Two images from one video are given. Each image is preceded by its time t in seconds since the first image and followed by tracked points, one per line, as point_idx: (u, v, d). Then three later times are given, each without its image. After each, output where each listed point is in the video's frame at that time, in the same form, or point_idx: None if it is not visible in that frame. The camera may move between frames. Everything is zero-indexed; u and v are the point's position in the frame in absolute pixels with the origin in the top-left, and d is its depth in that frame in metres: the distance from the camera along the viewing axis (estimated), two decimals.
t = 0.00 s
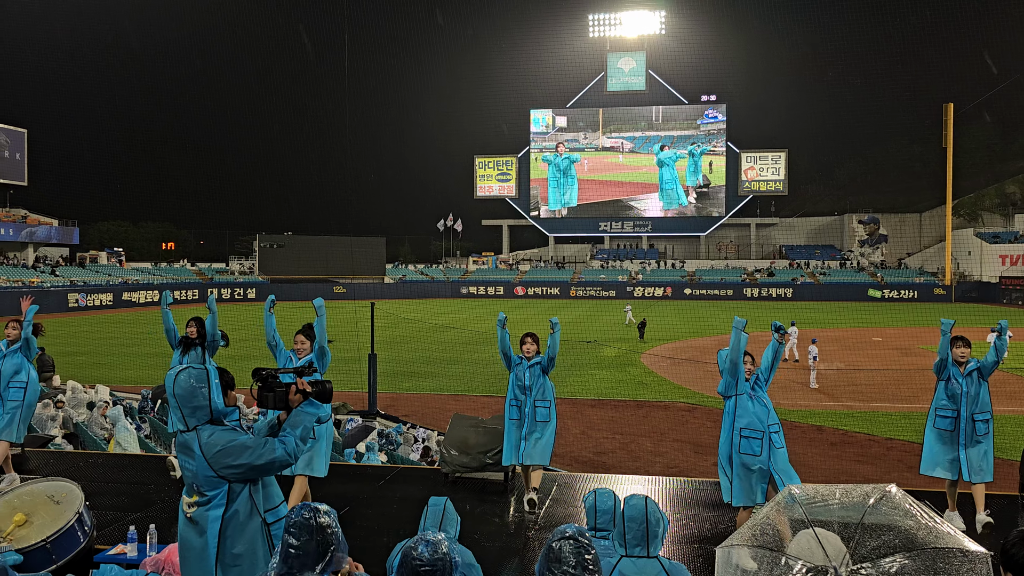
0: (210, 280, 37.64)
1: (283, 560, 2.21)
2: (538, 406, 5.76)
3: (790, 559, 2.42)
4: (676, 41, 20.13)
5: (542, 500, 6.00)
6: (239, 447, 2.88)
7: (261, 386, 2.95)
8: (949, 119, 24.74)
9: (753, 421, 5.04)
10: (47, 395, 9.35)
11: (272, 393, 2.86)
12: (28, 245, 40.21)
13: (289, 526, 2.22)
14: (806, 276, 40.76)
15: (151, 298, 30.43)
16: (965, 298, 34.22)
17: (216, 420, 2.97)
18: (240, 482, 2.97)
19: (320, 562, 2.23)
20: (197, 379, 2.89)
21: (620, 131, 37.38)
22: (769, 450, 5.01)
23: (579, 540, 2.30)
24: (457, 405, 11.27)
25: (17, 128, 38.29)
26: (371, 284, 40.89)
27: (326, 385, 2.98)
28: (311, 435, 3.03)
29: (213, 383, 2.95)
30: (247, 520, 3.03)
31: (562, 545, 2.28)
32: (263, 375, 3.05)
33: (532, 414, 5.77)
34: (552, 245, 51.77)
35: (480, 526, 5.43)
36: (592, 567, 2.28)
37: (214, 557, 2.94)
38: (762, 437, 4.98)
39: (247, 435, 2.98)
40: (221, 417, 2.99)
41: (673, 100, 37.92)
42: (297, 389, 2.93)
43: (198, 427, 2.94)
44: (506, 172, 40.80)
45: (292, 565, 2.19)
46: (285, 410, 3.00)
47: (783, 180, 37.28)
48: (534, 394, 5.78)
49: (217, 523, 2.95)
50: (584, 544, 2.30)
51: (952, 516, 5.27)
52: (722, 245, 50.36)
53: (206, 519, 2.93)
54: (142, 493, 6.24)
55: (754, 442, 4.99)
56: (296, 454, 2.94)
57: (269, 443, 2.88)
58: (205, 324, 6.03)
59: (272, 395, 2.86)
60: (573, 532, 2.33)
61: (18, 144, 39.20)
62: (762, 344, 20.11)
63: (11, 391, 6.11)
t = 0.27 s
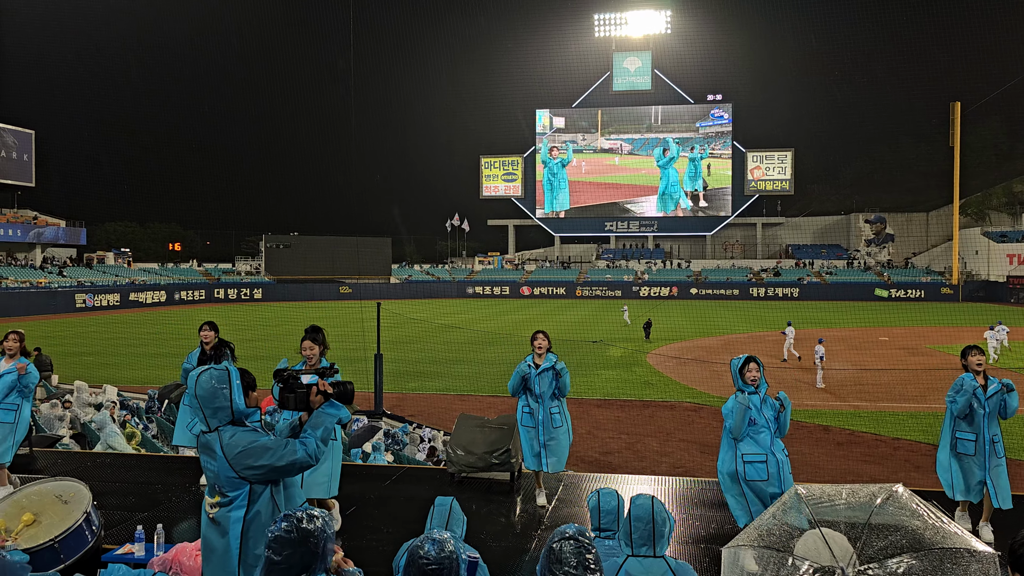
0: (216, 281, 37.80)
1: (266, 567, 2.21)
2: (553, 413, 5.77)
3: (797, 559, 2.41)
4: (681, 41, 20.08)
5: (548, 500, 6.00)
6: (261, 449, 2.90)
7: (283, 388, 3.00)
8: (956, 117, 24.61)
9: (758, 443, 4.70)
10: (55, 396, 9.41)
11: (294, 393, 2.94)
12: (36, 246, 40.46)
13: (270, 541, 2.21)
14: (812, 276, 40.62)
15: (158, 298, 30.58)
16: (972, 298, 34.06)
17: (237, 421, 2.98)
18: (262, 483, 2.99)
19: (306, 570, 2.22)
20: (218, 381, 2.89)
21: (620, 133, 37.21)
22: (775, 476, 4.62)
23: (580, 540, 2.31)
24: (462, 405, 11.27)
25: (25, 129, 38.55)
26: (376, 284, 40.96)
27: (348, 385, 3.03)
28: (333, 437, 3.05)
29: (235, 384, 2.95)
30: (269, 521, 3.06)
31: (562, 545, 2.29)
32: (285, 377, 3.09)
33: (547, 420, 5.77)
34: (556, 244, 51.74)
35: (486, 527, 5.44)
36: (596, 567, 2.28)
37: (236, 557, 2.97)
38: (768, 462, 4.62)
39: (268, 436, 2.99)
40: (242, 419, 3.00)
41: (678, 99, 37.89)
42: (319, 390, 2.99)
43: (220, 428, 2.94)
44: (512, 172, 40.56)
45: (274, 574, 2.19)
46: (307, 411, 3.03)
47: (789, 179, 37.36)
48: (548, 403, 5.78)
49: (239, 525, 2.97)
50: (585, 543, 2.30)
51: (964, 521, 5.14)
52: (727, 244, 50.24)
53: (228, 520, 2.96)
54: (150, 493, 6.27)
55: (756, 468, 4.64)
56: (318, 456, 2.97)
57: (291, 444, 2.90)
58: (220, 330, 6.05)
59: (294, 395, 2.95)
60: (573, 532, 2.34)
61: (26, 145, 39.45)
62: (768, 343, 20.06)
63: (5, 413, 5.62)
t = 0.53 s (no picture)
0: (218, 280, 37.85)
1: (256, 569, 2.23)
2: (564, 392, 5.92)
3: (800, 558, 2.41)
4: (682, 41, 20.08)
5: (550, 500, 6.01)
6: (275, 450, 2.90)
7: (297, 388, 3.00)
8: (958, 116, 24.56)
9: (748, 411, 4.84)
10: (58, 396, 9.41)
11: (308, 394, 2.93)
12: (38, 246, 40.52)
13: (257, 544, 2.23)
14: (814, 275, 40.58)
15: (160, 298, 30.62)
16: (974, 297, 34.02)
17: (251, 421, 2.99)
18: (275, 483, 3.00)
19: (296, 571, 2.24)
20: (233, 380, 2.90)
21: (610, 133, 37.70)
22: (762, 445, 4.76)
23: (583, 540, 2.31)
24: (464, 404, 11.27)
25: (27, 130, 38.59)
26: (377, 283, 40.98)
27: (363, 387, 3.00)
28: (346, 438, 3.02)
29: (250, 384, 2.97)
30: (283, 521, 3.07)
31: (569, 544, 2.29)
32: (300, 376, 3.09)
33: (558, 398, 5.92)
34: (558, 244, 51.73)
35: (488, 527, 5.44)
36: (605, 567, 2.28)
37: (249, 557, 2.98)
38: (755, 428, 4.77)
39: (282, 437, 3.00)
40: (256, 418, 3.02)
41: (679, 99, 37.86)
42: (332, 391, 2.97)
43: (234, 427, 2.97)
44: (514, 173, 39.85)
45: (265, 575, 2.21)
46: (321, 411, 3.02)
47: (789, 178, 36.84)
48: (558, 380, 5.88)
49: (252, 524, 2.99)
50: (592, 543, 2.30)
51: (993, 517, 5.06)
52: (729, 244, 50.18)
53: (241, 519, 2.98)
54: (152, 493, 6.27)
55: (747, 434, 4.80)
56: (331, 456, 2.95)
57: (304, 445, 2.89)
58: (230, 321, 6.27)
59: (307, 396, 2.94)
60: (581, 531, 2.34)
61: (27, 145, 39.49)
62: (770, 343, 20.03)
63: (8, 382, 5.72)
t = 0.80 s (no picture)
0: (216, 280, 37.80)
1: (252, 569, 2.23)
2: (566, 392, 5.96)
3: (797, 558, 2.41)
4: (681, 40, 20.08)
5: (549, 500, 6.02)
6: (278, 450, 2.90)
7: (302, 388, 2.99)
8: (955, 116, 24.60)
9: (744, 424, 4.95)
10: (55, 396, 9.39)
11: (313, 394, 2.91)
12: (35, 245, 40.43)
13: (252, 544, 2.23)
14: (812, 275, 40.60)
15: (158, 298, 30.58)
16: (972, 297, 34.10)
17: (256, 421, 3.00)
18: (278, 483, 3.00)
19: (291, 570, 2.24)
20: (238, 380, 2.91)
21: (593, 130, 37.61)
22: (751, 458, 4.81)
23: (583, 540, 2.31)
24: (462, 404, 11.27)
25: (24, 129, 38.50)
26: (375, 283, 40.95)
27: (369, 388, 2.98)
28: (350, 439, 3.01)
29: (254, 383, 2.97)
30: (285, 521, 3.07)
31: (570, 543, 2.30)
32: (306, 376, 3.09)
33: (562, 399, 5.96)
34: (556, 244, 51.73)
35: (486, 526, 5.43)
36: (607, 566, 2.28)
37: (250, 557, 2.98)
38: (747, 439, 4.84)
39: (286, 437, 3.00)
40: (261, 418, 3.03)
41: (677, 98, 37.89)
42: (338, 392, 2.97)
43: (238, 426, 2.97)
44: (512, 172, 40.28)
45: None
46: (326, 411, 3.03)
47: (788, 179, 36.95)
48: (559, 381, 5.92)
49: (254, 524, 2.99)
50: (594, 542, 2.31)
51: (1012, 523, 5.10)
52: (727, 243, 50.20)
53: (244, 518, 2.98)
54: (150, 492, 6.26)
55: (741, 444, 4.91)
56: (335, 458, 2.94)
57: (308, 445, 2.89)
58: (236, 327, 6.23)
59: (312, 396, 2.94)
60: (590, 530, 2.34)
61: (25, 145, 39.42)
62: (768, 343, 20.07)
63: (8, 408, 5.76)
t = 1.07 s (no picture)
0: (214, 279, 37.77)
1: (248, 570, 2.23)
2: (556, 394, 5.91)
3: (795, 556, 2.40)
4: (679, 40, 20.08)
5: (546, 498, 6.03)
6: (278, 449, 2.89)
7: (304, 387, 2.98)
8: (953, 116, 24.66)
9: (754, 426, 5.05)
10: (51, 395, 9.35)
11: (314, 393, 2.91)
12: (33, 244, 40.33)
13: (250, 544, 2.23)
14: (810, 274, 40.68)
15: (156, 296, 30.57)
16: (969, 296, 34.19)
17: (257, 419, 2.99)
18: (278, 482, 3.00)
19: (289, 571, 2.23)
20: (239, 378, 2.90)
21: (576, 126, 38.07)
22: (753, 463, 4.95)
23: (580, 538, 2.31)
24: (460, 403, 11.27)
25: (22, 127, 38.42)
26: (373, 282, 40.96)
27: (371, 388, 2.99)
28: (351, 439, 3.01)
29: (255, 382, 2.95)
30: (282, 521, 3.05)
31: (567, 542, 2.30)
32: (307, 375, 3.08)
33: (551, 402, 5.95)
34: (555, 243, 51.75)
35: (483, 525, 5.42)
36: (604, 565, 2.28)
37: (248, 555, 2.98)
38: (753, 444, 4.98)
39: (286, 436, 2.98)
40: (262, 417, 3.02)
41: (675, 97, 37.95)
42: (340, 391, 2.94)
43: (239, 425, 2.97)
44: (510, 172, 40.72)
45: None
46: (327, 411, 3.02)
47: (787, 178, 37.28)
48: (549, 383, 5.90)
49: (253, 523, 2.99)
50: (591, 540, 2.30)
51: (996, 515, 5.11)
52: (725, 243, 50.26)
53: (243, 517, 2.98)
54: (148, 492, 6.24)
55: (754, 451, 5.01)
56: (335, 458, 2.93)
57: (308, 445, 2.89)
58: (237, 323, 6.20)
59: (313, 395, 2.92)
60: (588, 529, 2.33)
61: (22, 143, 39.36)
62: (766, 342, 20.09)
63: None
